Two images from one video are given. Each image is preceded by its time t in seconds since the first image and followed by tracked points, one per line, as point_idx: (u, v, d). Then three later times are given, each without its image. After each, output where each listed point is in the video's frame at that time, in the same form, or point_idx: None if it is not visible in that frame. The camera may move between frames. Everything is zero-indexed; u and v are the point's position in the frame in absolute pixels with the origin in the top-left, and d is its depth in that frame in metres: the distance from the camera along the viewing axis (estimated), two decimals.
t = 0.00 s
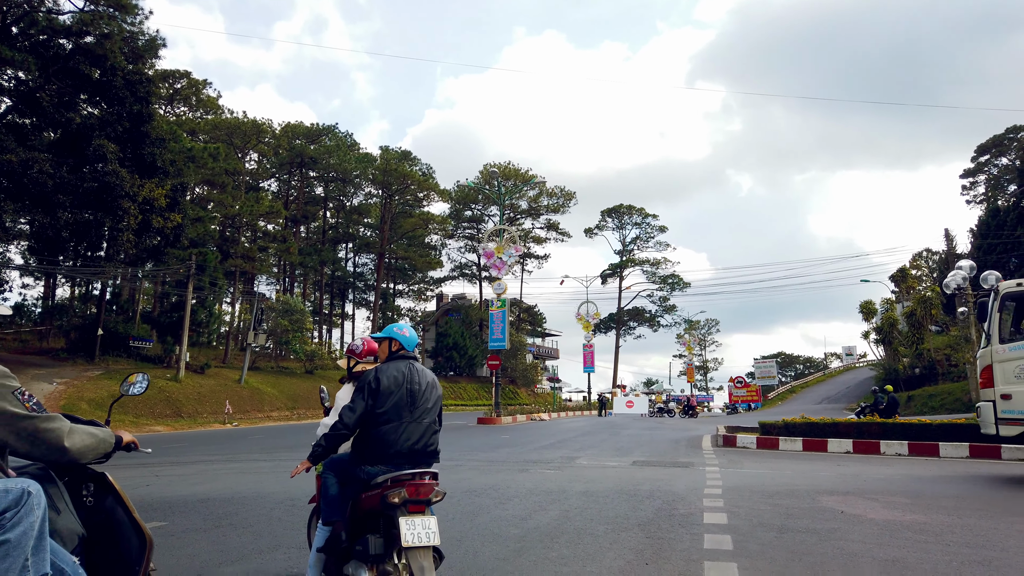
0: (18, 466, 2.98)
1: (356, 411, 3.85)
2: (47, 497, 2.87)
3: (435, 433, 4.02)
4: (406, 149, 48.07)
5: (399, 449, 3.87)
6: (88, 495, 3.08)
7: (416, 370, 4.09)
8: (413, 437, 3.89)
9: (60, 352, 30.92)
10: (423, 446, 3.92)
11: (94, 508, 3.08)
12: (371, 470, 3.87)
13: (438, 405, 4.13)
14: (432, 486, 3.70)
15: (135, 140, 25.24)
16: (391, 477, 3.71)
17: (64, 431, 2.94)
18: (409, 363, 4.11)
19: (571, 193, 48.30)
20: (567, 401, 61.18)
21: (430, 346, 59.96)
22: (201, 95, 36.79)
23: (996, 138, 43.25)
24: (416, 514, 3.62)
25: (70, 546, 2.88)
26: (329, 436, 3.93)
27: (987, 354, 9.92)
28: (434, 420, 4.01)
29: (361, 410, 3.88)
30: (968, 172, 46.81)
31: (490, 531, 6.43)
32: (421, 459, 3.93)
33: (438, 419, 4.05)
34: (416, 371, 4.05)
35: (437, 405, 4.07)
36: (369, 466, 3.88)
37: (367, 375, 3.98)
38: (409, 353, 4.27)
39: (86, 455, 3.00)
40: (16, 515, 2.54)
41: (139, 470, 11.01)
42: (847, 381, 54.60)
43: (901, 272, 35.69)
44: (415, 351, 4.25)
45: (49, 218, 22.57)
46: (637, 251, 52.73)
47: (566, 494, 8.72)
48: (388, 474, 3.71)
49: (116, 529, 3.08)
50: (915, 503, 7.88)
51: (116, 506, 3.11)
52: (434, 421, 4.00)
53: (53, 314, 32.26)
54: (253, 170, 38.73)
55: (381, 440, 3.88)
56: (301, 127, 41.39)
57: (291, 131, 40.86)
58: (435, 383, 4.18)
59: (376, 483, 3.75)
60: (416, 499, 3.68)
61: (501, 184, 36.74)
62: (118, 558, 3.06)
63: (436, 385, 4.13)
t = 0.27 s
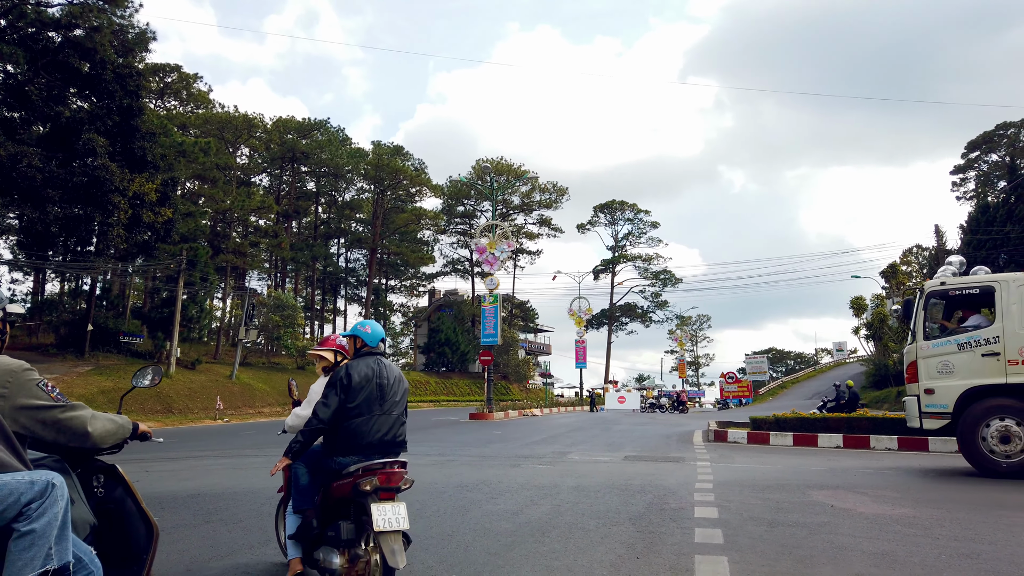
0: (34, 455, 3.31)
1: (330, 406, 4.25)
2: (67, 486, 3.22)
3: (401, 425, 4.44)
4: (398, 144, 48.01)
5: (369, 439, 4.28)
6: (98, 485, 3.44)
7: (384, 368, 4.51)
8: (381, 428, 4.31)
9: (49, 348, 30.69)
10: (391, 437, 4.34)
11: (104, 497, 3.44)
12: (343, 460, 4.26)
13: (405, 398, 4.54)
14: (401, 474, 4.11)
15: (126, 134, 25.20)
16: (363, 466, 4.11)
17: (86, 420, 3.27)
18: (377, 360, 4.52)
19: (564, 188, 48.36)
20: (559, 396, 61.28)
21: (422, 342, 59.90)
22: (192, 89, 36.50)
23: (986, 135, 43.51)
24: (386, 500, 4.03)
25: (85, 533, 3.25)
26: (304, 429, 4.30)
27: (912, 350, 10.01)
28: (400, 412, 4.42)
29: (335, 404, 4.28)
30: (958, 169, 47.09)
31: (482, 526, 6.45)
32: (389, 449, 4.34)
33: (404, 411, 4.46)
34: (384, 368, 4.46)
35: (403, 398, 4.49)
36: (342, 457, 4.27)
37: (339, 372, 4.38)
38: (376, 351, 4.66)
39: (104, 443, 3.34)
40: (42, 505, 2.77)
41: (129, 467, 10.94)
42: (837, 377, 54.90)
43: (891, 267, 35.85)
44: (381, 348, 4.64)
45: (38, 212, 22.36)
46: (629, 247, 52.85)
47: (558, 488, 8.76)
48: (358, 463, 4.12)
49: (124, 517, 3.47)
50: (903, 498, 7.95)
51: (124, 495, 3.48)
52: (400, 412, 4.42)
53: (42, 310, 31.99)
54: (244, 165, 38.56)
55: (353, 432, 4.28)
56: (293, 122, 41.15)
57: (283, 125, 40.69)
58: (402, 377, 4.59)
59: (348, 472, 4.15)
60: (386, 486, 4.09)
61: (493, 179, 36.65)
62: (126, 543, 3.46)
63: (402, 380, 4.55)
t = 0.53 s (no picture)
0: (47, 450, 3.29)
1: (296, 405, 4.41)
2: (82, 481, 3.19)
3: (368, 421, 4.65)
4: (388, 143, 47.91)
5: (338, 437, 4.47)
6: (105, 481, 3.59)
7: (347, 366, 4.70)
8: (349, 426, 4.51)
9: (35, 347, 30.38)
10: (359, 433, 4.55)
11: (111, 492, 3.58)
12: (314, 456, 4.44)
13: (370, 395, 4.74)
14: (371, 468, 4.36)
15: (113, 132, 24.81)
16: (335, 462, 4.33)
17: (99, 418, 3.37)
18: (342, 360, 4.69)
19: (554, 188, 48.46)
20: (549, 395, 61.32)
21: (412, 342, 59.80)
22: (181, 87, 36.22)
23: (972, 136, 43.92)
24: (358, 494, 4.27)
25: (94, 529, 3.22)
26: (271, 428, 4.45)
27: (841, 352, 10.70)
28: (367, 408, 4.64)
29: (300, 404, 4.44)
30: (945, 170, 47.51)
31: (473, 526, 6.45)
32: (357, 444, 4.55)
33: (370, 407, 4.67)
34: (348, 368, 4.65)
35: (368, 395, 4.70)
36: (311, 453, 4.46)
37: (303, 373, 4.53)
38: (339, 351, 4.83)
39: (115, 440, 3.45)
40: (62, 499, 2.77)
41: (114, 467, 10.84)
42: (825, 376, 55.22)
43: (879, 268, 36.06)
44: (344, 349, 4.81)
45: (24, 211, 22.06)
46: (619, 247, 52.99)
47: (548, 488, 8.76)
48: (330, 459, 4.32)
49: (130, 513, 3.59)
50: (893, 497, 7.99)
51: (135, 491, 3.62)
52: (366, 409, 4.63)
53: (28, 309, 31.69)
54: (233, 163, 38.32)
55: (321, 430, 4.46)
56: (283, 120, 40.97)
57: (273, 124, 40.41)
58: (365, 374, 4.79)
59: (321, 469, 4.36)
60: (358, 481, 4.34)
61: (483, 178, 36.57)
62: (131, 536, 3.57)
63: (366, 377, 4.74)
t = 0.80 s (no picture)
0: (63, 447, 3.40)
1: (275, 404, 4.58)
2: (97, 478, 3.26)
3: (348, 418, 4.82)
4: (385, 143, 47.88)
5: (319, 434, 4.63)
6: (116, 478, 3.61)
7: (325, 365, 4.84)
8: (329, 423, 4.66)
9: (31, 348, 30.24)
10: (339, 429, 4.71)
11: (121, 489, 3.60)
12: (296, 452, 4.61)
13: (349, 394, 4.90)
14: (352, 463, 4.55)
15: (109, 132, 24.63)
16: (317, 459, 4.50)
17: (116, 416, 3.39)
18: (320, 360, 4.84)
19: (551, 188, 48.49)
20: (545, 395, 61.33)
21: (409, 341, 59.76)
22: (177, 87, 36.09)
23: (967, 137, 44.13)
24: (341, 489, 4.44)
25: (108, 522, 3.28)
26: (251, 426, 4.62)
27: (784, 353, 11.43)
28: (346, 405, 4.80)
29: (279, 403, 4.61)
30: (940, 171, 47.72)
31: (469, 526, 6.46)
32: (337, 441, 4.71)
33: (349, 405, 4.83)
34: (327, 368, 4.80)
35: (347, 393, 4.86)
36: (294, 450, 4.62)
37: (283, 373, 4.70)
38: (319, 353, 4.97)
39: (130, 437, 3.49)
40: (83, 493, 2.81)
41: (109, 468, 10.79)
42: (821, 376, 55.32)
43: (875, 268, 36.15)
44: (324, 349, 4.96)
45: (20, 210, 21.87)
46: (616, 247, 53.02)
47: (545, 488, 8.77)
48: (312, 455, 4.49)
49: (140, 509, 3.60)
50: (889, 496, 8.02)
51: (145, 488, 3.64)
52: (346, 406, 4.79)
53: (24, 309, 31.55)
54: (229, 163, 38.28)
55: (302, 428, 4.61)
56: (279, 120, 40.89)
57: (269, 124, 40.32)
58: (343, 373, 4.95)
59: (303, 465, 4.52)
60: (340, 475, 4.53)
61: (480, 179, 36.52)
62: (141, 532, 3.59)
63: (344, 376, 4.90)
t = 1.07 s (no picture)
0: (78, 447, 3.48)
1: (258, 404, 4.64)
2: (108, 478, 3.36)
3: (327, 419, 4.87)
4: (382, 143, 47.87)
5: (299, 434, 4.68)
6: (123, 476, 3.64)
7: (307, 367, 4.90)
8: (309, 424, 4.71)
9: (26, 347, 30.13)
10: (318, 430, 4.75)
11: (128, 488, 3.62)
12: (276, 451, 4.66)
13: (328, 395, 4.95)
14: (332, 462, 4.62)
15: (105, 131, 24.48)
16: (298, 457, 4.56)
17: (131, 416, 3.43)
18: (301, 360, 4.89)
19: (548, 188, 48.55)
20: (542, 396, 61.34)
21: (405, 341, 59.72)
22: (173, 86, 36.01)
23: (963, 138, 44.26)
24: (319, 487, 4.52)
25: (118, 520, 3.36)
26: (233, 426, 4.67)
27: (728, 353, 11.85)
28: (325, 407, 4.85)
29: (261, 403, 4.66)
30: (936, 171, 47.86)
31: (466, 525, 6.46)
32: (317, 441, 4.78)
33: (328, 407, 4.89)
34: (308, 370, 4.85)
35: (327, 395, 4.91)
36: (275, 448, 4.66)
37: (265, 374, 4.74)
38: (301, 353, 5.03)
39: (142, 438, 3.51)
40: (99, 493, 2.94)
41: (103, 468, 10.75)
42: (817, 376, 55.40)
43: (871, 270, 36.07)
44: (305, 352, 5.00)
45: (15, 210, 21.81)
46: (612, 247, 53.06)
47: (542, 487, 8.78)
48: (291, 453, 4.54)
49: (145, 507, 3.63)
50: (885, 496, 8.04)
51: (148, 486, 3.65)
52: (325, 408, 4.85)
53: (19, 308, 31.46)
54: (226, 162, 38.22)
55: (282, 427, 4.66)
56: (276, 120, 40.85)
57: (266, 123, 40.23)
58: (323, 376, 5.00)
59: (284, 463, 4.57)
60: (319, 474, 4.59)
61: (477, 178, 36.54)
62: (144, 530, 3.62)
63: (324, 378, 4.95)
